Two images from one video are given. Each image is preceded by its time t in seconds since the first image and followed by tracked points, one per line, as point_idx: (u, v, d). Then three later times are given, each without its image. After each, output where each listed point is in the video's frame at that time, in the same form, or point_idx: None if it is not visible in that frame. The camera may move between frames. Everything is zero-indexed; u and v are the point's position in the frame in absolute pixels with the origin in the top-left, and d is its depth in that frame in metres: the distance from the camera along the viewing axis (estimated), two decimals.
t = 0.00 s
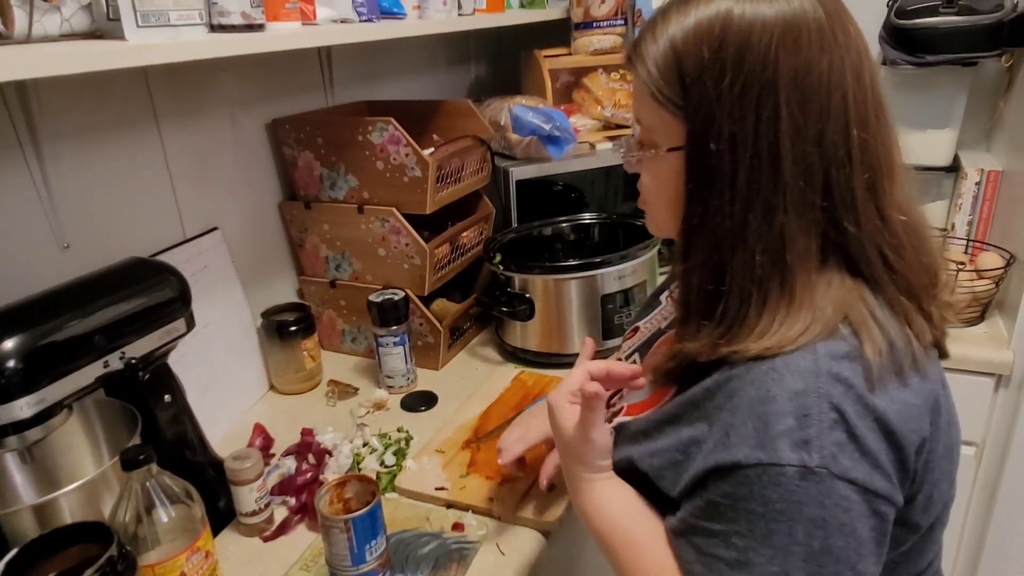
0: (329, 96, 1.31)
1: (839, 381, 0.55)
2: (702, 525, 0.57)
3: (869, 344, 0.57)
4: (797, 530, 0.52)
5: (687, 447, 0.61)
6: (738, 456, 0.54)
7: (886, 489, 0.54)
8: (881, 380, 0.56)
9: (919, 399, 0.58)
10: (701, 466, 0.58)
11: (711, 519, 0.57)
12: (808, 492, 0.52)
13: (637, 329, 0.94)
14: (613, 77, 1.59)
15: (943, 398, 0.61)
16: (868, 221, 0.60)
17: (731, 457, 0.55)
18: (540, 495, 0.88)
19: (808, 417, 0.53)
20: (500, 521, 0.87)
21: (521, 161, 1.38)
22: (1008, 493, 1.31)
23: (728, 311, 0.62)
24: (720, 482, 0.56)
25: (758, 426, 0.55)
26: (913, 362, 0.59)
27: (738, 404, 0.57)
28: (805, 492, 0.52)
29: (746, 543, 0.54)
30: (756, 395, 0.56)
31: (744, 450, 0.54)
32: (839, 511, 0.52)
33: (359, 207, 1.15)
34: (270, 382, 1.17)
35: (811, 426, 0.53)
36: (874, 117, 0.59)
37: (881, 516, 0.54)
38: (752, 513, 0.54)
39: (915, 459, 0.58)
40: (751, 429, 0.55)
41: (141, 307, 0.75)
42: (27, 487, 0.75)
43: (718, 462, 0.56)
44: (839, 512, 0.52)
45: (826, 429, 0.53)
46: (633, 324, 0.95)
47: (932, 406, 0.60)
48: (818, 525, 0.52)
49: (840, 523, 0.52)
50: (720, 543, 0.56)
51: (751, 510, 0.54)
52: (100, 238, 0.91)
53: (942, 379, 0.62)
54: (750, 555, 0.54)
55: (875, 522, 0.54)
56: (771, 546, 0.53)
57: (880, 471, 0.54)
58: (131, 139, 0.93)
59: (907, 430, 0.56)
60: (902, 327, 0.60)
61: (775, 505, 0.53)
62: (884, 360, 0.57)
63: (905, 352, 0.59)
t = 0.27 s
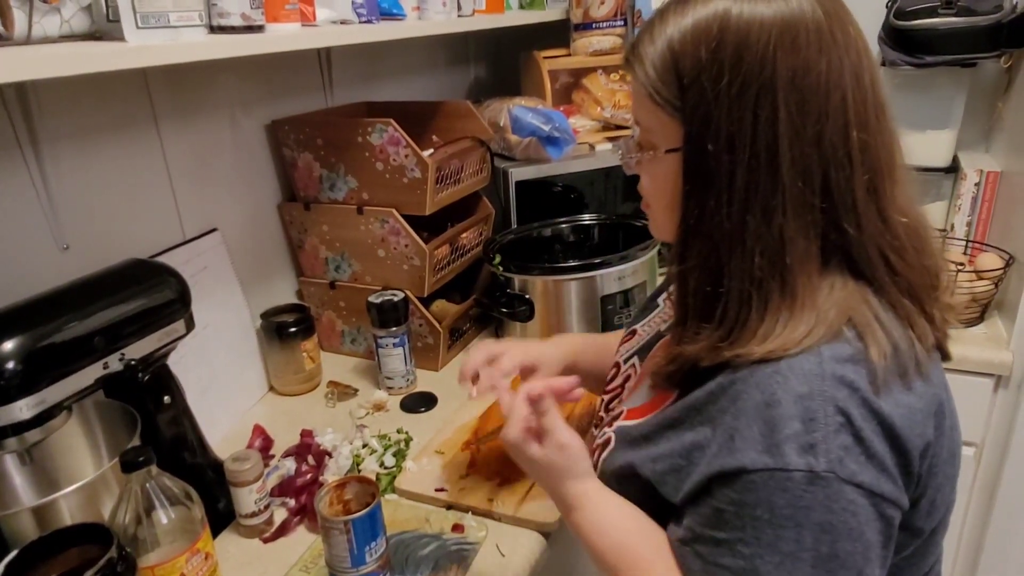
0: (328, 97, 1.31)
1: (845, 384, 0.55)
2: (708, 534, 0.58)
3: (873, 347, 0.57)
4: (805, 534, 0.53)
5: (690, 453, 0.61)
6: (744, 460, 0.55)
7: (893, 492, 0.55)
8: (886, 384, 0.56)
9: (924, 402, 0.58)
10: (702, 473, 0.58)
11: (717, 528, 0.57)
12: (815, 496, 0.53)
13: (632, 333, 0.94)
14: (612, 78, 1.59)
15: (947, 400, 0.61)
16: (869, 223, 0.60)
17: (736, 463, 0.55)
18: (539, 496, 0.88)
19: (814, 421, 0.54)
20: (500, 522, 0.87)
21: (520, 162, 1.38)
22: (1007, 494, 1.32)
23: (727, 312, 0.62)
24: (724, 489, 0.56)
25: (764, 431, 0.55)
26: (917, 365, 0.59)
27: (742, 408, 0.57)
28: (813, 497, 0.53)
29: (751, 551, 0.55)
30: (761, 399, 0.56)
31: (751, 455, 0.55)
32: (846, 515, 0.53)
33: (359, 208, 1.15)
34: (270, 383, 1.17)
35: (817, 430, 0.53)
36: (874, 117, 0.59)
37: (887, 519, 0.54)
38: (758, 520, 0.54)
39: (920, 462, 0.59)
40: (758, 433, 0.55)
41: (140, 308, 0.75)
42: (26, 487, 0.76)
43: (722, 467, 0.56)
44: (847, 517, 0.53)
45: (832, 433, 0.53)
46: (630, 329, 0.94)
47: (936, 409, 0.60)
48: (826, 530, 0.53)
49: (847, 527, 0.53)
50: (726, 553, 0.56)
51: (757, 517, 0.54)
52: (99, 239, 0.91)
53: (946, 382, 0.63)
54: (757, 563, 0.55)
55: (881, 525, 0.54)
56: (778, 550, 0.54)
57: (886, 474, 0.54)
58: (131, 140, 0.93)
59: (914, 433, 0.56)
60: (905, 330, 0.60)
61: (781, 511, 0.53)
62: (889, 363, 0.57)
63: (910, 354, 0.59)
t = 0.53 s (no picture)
0: (327, 98, 1.31)
1: (852, 387, 0.55)
2: (716, 536, 0.57)
3: (880, 350, 0.57)
4: (816, 537, 0.53)
5: (696, 456, 0.61)
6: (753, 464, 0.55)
7: (902, 493, 0.55)
8: (893, 386, 0.56)
9: (929, 403, 0.58)
10: (712, 476, 0.58)
11: (726, 530, 0.57)
12: (825, 499, 0.53)
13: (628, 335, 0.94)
14: (611, 78, 1.59)
15: (951, 401, 0.61)
16: (870, 224, 0.60)
17: (745, 467, 0.55)
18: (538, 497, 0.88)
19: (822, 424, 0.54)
20: (498, 523, 0.87)
21: (519, 162, 1.38)
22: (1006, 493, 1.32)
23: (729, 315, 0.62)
24: (734, 492, 0.56)
25: (772, 435, 0.55)
26: (922, 366, 0.59)
27: (749, 412, 0.57)
28: (823, 500, 0.53)
29: (763, 553, 0.54)
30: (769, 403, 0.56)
31: (760, 458, 0.54)
32: (856, 517, 0.53)
33: (358, 210, 1.14)
34: (269, 383, 1.17)
35: (826, 433, 0.54)
36: (875, 119, 0.59)
37: (896, 520, 0.55)
38: (770, 523, 0.54)
39: (927, 463, 0.59)
40: (767, 437, 0.55)
41: (138, 309, 0.75)
42: (25, 488, 0.76)
43: (731, 471, 0.56)
44: (857, 519, 0.53)
45: (841, 436, 0.53)
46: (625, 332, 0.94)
47: (941, 409, 0.60)
48: (837, 533, 0.53)
49: (858, 529, 0.53)
50: (737, 554, 0.56)
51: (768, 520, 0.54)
52: (98, 240, 0.91)
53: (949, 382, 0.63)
54: (767, 565, 0.54)
55: (890, 526, 0.54)
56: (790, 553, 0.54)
57: (894, 476, 0.55)
58: (129, 140, 0.93)
59: (921, 435, 0.57)
60: (910, 331, 0.60)
61: (793, 513, 0.53)
62: (896, 365, 0.57)
63: (915, 356, 0.59)
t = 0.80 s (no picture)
0: (328, 99, 1.32)
1: (845, 379, 0.55)
2: (710, 524, 0.57)
3: (874, 344, 0.57)
4: (805, 524, 0.53)
5: (692, 444, 0.61)
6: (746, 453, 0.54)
7: (893, 485, 0.55)
8: (886, 379, 0.56)
9: (923, 398, 0.58)
10: (707, 463, 0.58)
11: (719, 518, 0.57)
12: (816, 489, 0.53)
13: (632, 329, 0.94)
14: (611, 79, 1.59)
15: (945, 396, 0.61)
16: (869, 220, 0.60)
17: (738, 454, 0.55)
18: (539, 497, 0.88)
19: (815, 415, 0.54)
20: (499, 524, 0.87)
21: (519, 163, 1.38)
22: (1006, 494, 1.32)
23: (731, 311, 0.62)
24: (728, 480, 0.56)
25: (765, 424, 0.55)
26: (916, 360, 0.59)
27: (744, 402, 0.57)
28: (814, 489, 0.53)
29: (754, 541, 0.55)
30: (762, 395, 0.56)
31: (752, 447, 0.54)
32: (846, 507, 0.53)
33: (359, 211, 1.14)
34: (269, 384, 1.17)
35: (818, 424, 0.53)
36: (876, 117, 0.59)
37: (886, 512, 0.55)
38: (761, 511, 0.54)
39: (918, 456, 0.59)
40: (760, 426, 0.55)
41: (139, 310, 0.75)
42: (26, 490, 0.76)
43: (725, 459, 0.56)
44: (847, 509, 0.53)
45: (834, 428, 0.53)
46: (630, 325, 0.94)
47: (934, 404, 0.60)
48: (827, 522, 0.53)
49: (847, 519, 0.53)
50: (732, 548, 0.56)
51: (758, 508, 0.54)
52: (98, 241, 0.91)
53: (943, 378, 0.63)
54: (759, 553, 0.54)
55: (880, 517, 0.54)
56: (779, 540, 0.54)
57: (885, 468, 0.55)
58: (130, 141, 0.93)
59: (913, 428, 0.57)
60: (904, 325, 0.60)
61: (783, 501, 0.53)
62: (889, 358, 0.57)
63: (909, 351, 0.59)
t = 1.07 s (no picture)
0: (328, 99, 1.31)
1: (838, 377, 0.55)
2: (708, 525, 0.57)
3: (868, 343, 0.57)
4: (794, 521, 0.53)
5: (687, 441, 0.61)
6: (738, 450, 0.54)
7: (885, 484, 0.54)
8: (880, 377, 0.56)
9: (919, 397, 0.58)
10: (700, 460, 0.58)
11: (716, 518, 0.57)
12: (806, 486, 0.52)
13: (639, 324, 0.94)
14: (611, 79, 1.59)
15: (943, 396, 0.61)
16: (868, 219, 0.59)
17: (730, 451, 0.55)
18: (539, 498, 0.88)
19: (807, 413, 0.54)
20: (499, 524, 0.86)
21: (519, 163, 1.38)
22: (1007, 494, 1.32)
23: (729, 306, 0.62)
24: (720, 477, 0.56)
25: (758, 422, 0.55)
26: (912, 360, 0.59)
27: (738, 399, 0.57)
28: (804, 486, 0.53)
29: (746, 537, 0.54)
30: (756, 392, 0.56)
31: (744, 444, 0.54)
32: (837, 505, 0.53)
33: (358, 210, 1.14)
34: (269, 384, 1.17)
35: (809, 421, 0.53)
36: (876, 116, 0.58)
37: (877, 510, 0.54)
38: (751, 508, 0.54)
39: (913, 455, 0.59)
40: (752, 424, 0.55)
41: (138, 310, 0.75)
42: (25, 491, 0.75)
43: (717, 455, 0.56)
44: (837, 506, 0.53)
45: (826, 426, 0.53)
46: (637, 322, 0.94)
47: (931, 404, 0.60)
48: (817, 518, 0.53)
49: (837, 516, 0.53)
50: (730, 549, 0.56)
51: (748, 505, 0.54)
52: (98, 241, 0.90)
53: (941, 377, 0.62)
54: (750, 550, 0.54)
55: (871, 514, 0.54)
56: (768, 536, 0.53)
57: (879, 466, 0.54)
58: (129, 141, 0.93)
59: (907, 427, 0.56)
60: (901, 324, 0.60)
61: (774, 499, 0.53)
62: (884, 357, 0.57)
63: (906, 350, 0.59)
